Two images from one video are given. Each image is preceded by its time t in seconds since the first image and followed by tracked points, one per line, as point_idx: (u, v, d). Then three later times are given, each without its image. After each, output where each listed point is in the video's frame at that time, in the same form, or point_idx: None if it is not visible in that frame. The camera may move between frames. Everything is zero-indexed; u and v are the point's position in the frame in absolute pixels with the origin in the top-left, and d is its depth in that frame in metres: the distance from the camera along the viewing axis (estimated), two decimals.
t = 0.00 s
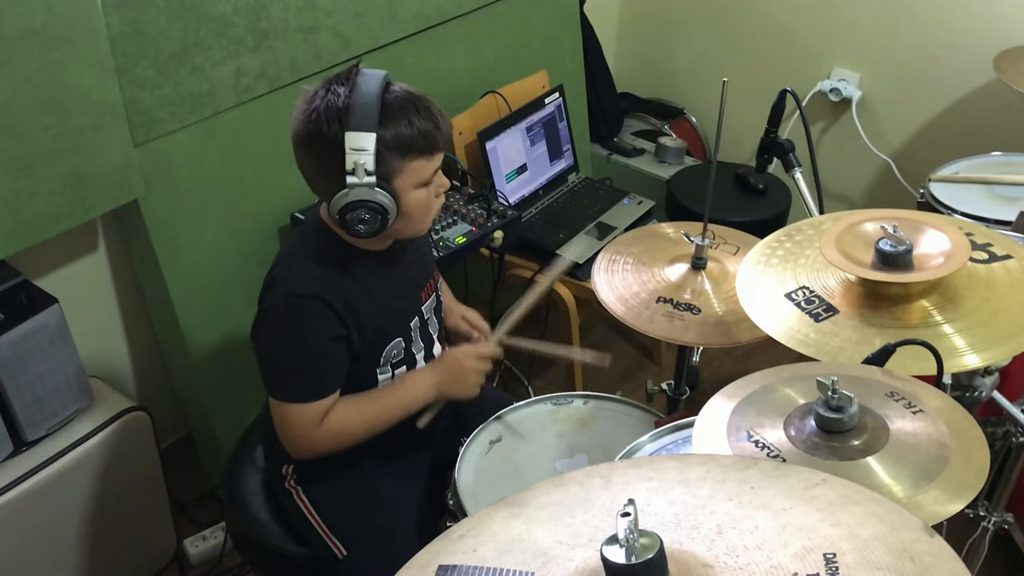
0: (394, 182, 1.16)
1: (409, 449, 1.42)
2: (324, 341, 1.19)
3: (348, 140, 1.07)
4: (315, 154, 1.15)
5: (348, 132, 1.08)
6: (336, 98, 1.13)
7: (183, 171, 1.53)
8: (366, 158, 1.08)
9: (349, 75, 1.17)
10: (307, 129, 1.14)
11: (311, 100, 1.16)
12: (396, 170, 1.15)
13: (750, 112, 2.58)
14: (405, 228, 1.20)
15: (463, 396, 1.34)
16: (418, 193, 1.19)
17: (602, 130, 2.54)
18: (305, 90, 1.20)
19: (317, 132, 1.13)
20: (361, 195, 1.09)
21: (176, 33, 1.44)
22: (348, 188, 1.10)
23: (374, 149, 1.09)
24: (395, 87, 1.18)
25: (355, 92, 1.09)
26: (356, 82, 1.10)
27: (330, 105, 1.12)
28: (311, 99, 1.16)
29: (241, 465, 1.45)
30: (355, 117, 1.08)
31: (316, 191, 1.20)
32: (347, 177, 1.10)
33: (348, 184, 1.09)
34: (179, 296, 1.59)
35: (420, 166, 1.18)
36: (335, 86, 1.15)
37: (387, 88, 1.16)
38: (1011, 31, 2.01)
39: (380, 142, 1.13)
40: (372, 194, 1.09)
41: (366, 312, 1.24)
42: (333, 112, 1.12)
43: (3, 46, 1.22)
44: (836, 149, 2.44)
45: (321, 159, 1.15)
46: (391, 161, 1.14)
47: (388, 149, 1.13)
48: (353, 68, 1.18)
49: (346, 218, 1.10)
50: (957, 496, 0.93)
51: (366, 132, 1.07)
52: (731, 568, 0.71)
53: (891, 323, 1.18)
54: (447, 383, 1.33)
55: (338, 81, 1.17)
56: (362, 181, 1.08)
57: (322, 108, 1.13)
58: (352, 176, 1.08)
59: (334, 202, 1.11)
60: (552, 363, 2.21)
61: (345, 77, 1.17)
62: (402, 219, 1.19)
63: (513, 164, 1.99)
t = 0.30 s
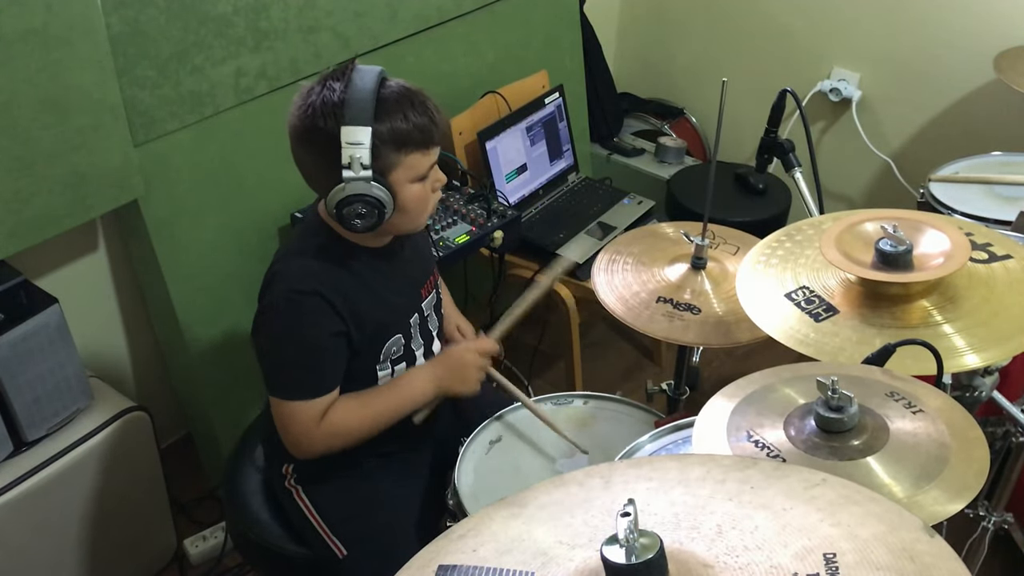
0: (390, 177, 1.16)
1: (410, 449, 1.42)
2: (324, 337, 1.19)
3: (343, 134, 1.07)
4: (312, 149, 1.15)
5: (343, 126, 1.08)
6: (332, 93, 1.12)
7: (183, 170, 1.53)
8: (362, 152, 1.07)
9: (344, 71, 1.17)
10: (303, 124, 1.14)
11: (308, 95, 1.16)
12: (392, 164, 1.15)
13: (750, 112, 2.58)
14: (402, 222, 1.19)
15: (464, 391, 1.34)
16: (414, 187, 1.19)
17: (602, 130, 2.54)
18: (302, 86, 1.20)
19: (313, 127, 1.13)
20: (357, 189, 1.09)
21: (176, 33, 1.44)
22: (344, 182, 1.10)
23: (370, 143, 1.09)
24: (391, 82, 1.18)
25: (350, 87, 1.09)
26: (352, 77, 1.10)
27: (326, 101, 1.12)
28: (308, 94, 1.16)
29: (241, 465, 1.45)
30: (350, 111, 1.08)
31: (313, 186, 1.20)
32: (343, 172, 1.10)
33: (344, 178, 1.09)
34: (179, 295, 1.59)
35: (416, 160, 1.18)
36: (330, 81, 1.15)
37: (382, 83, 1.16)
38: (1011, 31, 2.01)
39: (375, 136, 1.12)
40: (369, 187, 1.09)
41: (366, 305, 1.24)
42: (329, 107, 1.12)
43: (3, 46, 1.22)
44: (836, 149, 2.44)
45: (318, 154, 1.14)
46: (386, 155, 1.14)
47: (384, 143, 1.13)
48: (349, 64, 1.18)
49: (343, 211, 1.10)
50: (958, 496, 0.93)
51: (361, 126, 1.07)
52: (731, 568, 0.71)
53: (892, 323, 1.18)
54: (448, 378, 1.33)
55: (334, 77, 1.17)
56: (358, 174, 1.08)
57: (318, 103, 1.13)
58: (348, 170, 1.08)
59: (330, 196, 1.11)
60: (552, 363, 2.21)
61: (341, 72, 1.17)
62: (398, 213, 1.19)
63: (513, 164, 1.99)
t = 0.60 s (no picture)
0: (392, 183, 1.16)
1: (410, 448, 1.42)
2: (321, 331, 1.19)
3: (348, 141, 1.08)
4: (316, 151, 1.15)
5: (348, 133, 1.08)
6: (339, 97, 1.13)
7: (183, 171, 1.53)
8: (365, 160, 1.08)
9: (353, 74, 1.17)
10: (309, 125, 1.14)
11: (315, 96, 1.16)
12: (395, 170, 1.15)
13: (750, 112, 2.58)
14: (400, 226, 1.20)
15: (466, 383, 1.34)
16: (415, 193, 1.19)
17: (602, 130, 2.54)
18: (308, 85, 1.20)
19: (318, 129, 1.13)
20: (357, 195, 1.09)
21: (177, 33, 1.44)
22: (345, 187, 1.10)
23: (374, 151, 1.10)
24: (399, 87, 1.18)
25: (358, 93, 1.09)
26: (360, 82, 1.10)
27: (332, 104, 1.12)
28: (315, 95, 1.16)
29: (241, 466, 1.45)
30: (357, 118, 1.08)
31: (314, 185, 1.20)
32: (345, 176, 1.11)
33: (345, 184, 1.09)
34: (179, 295, 1.59)
35: (418, 169, 1.18)
36: (339, 84, 1.15)
37: (391, 88, 1.16)
38: (1012, 31, 2.01)
39: (380, 142, 1.13)
40: (369, 194, 1.10)
41: (363, 299, 1.24)
42: (335, 110, 1.12)
43: (3, 46, 1.22)
44: (836, 149, 2.44)
45: (322, 157, 1.15)
46: (389, 161, 1.14)
47: (388, 149, 1.13)
48: (359, 67, 1.18)
49: (342, 216, 1.11)
50: (958, 496, 0.93)
51: (366, 134, 1.08)
52: (731, 568, 0.71)
53: (891, 323, 1.18)
54: (449, 372, 1.33)
55: (342, 79, 1.17)
56: (360, 181, 1.09)
57: (325, 106, 1.13)
58: (350, 176, 1.09)
59: (330, 199, 1.11)
60: (552, 363, 2.21)
61: (349, 75, 1.17)
62: (398, 217, 1.20)
63: (513, 164, 1.99)
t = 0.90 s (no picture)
0: (401, 181, 1.16)
1: (411, 448, 1.42)
2: (331, 335, 1.19)
3: (357, 138, 1.07)
4: (324, 149, 1.15)
5: (357, 129, 1.08)
6: (346, 94, 1.12)
7: (183, 171, 1.53)
8: (374, 156, 1.08)
9: (359, 71, 1.17)
10: (317, 124, 1.14)
11: (321, 94, 1.16)
12: (403, 167, 1.15)
13: (750, 112, 2.58)
14: (411, 225, 1.20)
15: (472, 387, 1.35)
16: (424, 190, 1.19)
17: (602, 130, 2.54)
18: (315, 84, 1.20)
19: (327, 128, 1.13)
20: (367, 192, 1.09)
21: (177, 32, 1.44)
22: (355, 184, 1.10)
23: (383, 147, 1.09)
24: (406, 84, 1.18)
25: (365, 89, 1.09)
26: (367, 79, 1.10)
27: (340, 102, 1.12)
28: (322, 93, 1.16)
29: (241, 465, 1.45)
30: (365, 115, 1.08)
31: (323, 185, 1.20)
32: (354, 174, 1.10)
33: (355, 181, 1.09)
34: (179, 296, 1.59)
35: (427, 165, 1.18)
36: (346, 82, 1.15)
37: (398, 85, 1.15)
38: (1011, 31, 2.01)
39: (388, 139, 1.13)
40: (379, 191, 1.10)
41: (372, 306, 1.25)
42: (343, 108, 1.12)
43: (3, 46, 1.22)
44: (836, 149, 2.44)
45: (331, 155, 1.15)
46: (398, 158, 1.14)
47: (396, 147, 1.13)
48: (365, 64, 1.18)
49: (352, 214, 1.11)
50: (957, 497, 0.93)
51: (375, 129, 1.08)
52: (731, 568, 0.71)
53: (891, 323, 1.18)
54: (455, 376, 1.34)
55: (349, 77, 1.17)
56: (369, 178, 1.09)
57: (332, 104, 1.13)
58: (359, 173, 1.09)
59: (340, 198, 1.11)
60: (552, 363, 2.21)
61: (356, 72, 1.17)
62: (407, 216, 1.20)
63: (513, 164, 1.99)
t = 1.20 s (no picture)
0: (392, 187, 1.16)
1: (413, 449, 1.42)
2: (323, 335, 1.18)
3: (347, 144, 1.08)
4: (317, 153, 1.15)
5: (347, 136, 1.09)
6: (340, 98, 1.12)
7: (182, 171, 1.52)
8: (364, 163, 1.09)
9: (355, 76, 1.17)
10: (310, 127, 1.14)
11: (317, 97, 1.16)
12: (395, 173, 1.15)
13: (750, 112, 2.58)
14: (402, 230, 1.21)
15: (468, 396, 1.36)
16: (416, 197, 1.19)
17: (602, 130, 2.54)
18: (312, 86, 1.20)
19: (319, 132, 1.13)
20: (356, 198, 1.10)
21: (177, 32, 1.44)
22: (345, 190, 1.11)
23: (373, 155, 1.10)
24: (402, 89, 1.17)
25: (358, 96, 1.09)
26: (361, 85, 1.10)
27: (333, 107, 1.12)
28: (317, 96, 1.16)
29: (240, 465, 1.45)
30: (356, 122, 1.08)
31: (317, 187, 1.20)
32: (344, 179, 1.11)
33: (344, 187, 1.10)
34: (180, 296, 1.59)
35: (419, 172, 1.17)
36: (341, 86, 1.15)
37: (392, 91, 1.15)
38: (1012, 31, 2.01)
39: (379, 145, 1.13)
40: (368, 198, 1.10)
41: (370, 309, 1.25)
42: (336, 113, 1.12)
43: (2, 46, 1.22)
44: (836, 149, 2.44)
45: (323, 159, 1.15)
46: (389, 165, 1.14)
47: (387, 153, 1.13)
48: (362, 68, 1.17)
49: (341, 219, 1.12)
50: (957, 496, 0.93)
51: (365, 137, 1.08)
52: (731, 568, 0.71)
53: (891, 323, 1.18)
54: (454, 384, 1.35)
55: (345, 80, 1.16)
56: (359, 185, 1.10)
57: (325, 109, 1.13)
58: (348, 179, 1.09)
59: (330, 201, 1.12)
60: (552, 364, 2.21)
61: (353, 76, 1.17)
62: (398, 221, 1.20)
63: (513, 164, 1.99)
